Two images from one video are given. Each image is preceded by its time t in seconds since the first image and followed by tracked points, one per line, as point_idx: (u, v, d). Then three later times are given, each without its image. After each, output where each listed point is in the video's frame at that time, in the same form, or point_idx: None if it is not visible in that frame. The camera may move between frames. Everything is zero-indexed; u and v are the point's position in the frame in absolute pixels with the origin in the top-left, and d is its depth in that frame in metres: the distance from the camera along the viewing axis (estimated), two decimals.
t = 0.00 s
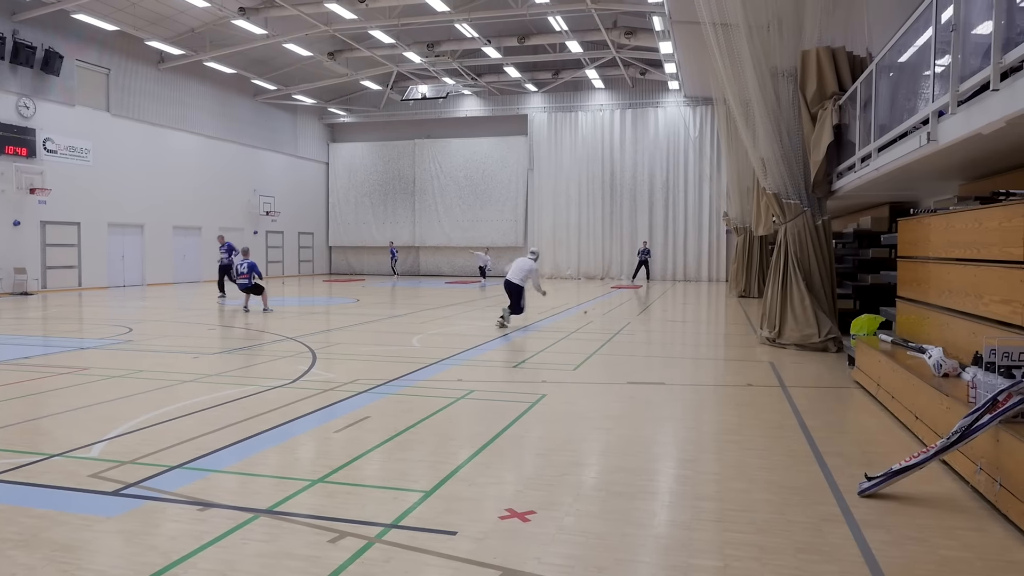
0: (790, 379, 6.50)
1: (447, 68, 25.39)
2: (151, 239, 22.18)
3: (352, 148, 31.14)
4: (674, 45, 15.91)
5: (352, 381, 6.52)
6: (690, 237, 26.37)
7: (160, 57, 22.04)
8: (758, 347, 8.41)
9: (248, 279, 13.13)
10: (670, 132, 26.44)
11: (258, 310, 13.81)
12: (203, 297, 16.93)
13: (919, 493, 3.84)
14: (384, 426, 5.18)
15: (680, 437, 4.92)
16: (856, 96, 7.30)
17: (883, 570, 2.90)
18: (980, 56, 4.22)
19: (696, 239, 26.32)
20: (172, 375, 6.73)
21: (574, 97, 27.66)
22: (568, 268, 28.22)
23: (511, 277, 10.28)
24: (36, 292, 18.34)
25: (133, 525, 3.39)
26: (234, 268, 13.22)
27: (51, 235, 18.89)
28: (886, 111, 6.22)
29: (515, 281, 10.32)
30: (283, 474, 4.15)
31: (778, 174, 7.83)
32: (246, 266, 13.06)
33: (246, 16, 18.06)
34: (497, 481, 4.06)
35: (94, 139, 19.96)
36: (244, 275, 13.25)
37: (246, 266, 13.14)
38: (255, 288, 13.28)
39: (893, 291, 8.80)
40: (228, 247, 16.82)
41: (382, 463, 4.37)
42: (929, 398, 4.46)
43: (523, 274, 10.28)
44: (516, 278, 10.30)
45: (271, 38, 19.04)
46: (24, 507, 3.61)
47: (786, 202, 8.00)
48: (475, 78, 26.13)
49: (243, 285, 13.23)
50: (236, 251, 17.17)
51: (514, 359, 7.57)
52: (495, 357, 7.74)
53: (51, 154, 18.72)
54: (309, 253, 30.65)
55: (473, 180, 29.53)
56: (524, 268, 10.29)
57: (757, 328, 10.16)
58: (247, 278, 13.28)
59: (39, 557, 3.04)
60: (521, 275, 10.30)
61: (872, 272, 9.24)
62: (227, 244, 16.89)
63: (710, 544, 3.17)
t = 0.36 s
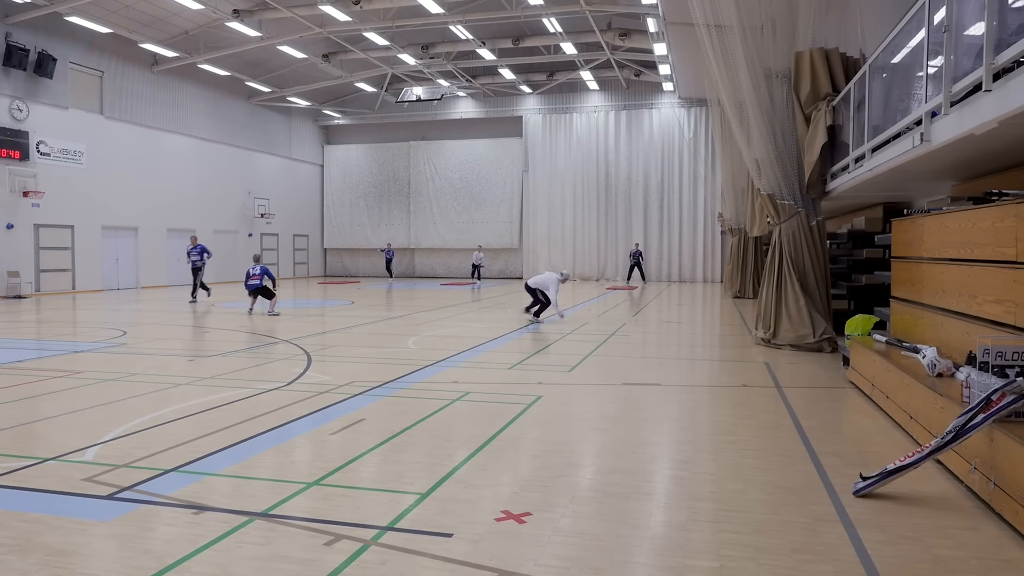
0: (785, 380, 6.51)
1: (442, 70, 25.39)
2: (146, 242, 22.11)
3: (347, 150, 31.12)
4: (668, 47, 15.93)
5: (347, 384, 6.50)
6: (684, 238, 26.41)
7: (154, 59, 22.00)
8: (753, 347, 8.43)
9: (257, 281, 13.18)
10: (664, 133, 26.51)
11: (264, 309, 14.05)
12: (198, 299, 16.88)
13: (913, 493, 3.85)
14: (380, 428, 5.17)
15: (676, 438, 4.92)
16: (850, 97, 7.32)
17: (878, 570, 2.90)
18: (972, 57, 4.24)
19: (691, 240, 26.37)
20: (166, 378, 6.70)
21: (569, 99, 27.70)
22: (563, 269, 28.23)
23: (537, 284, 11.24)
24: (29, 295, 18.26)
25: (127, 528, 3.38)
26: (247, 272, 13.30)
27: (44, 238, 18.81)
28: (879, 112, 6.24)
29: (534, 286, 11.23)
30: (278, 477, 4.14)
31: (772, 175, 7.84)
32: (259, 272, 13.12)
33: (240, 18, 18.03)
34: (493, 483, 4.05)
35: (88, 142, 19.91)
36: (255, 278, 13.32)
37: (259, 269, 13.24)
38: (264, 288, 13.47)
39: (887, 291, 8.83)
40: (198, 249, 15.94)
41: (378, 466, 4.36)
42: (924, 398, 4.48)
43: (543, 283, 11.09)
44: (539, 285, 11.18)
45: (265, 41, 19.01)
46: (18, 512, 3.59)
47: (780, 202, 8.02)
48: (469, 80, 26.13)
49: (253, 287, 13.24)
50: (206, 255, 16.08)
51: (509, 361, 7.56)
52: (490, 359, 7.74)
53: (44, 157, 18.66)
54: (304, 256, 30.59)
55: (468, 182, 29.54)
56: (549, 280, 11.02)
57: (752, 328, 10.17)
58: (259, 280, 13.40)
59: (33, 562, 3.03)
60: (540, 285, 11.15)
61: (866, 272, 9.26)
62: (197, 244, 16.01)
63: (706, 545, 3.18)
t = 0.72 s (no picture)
0: (782, 380, 6.52)
1: (439, 69, 25.35)
2: (142, 240, 22.06)
3: (344, 149, 31.09)
4: (665, 46, 15.93)
5: (343, 383, 6.50)
6: (681, 238, 26.45)
7: (151, 58, 21.96)
8: (749, 347, 8.44)
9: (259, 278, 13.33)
10: (662, 133, 26.54)
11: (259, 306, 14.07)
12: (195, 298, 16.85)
13: (908, 492, 3.87)
14: (376, 428, 5.17)
15: (672, 437, 4.94)
16: (847, 97, 7.33)
17: (874, 570, 2.91)
18: (968, 58, 4.25)
19: (687, 240, 26.42)
20: (162, 377, 6.69)
21: (566, 98, 27.69)
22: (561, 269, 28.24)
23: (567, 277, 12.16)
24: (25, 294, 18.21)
25: (123, 528, 3.38)
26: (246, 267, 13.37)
27: (40, 236, 18.76)
28: (876, 112, 6.25)
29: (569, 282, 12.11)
30: (274, 477, 4.13)
31: (769, 175, 7.85)
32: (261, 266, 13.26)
33: (237, 16, 18.00)
34: (490, 483, 4.05)
35: (84, 140, 19.86)
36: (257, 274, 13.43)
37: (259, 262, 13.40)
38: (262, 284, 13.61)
39: (884, 292, 8.85)
40: (166, 247, 15.03)
41: (374, 465, 4.36)
42: (919, 398, 4.49)
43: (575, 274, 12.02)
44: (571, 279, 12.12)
45: (263, 39, 18.96)
46: (13, 511, 3.59)
47: (777, 202, 8.02)
48: (467, 79, 26.11)
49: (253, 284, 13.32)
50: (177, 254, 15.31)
51: (506, 361, 7.56)
52: (488, 358, 7.75)
53: (41, 155, 18.60)
54: (301, 255, 30.56)
55: (465, 181, 29.53)
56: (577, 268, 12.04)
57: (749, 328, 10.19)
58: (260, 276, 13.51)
59: (27, 561, 3.02)
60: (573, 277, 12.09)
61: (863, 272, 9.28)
62: (165, 242, 15.13)
63: (703, 545, 3.18)
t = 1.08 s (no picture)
0: (780, 384, 6.53)
1: (440, 71, 25.37)
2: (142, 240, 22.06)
3: (344, 150, 31.11)
4: (666, 50, 15.95)
5: (342, 384, 6.50)
6: (681, 242, 26.45)
7: (152, 58, 21.99)
8: (749, 351, 8.44)
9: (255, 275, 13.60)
10: (662, 136, 26.56)
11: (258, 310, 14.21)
12: (195, 299, 16.86)
13: (906, 498, 3.87)
14: (375, 429, 5.17)
15: (671, 441, 4.94)
16: (847, 102, 7.34)
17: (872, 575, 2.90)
18: (968, 64, 4.26)
19: (687, 244, 26.43)
20: (161, 378, 6.68)
21: (567, 101, 27.72)
22: (560, 272, 28.26)
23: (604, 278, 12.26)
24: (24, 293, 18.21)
25: (121, 528, 3.37)
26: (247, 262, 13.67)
27: (40, 236, 18.76)
28: (876, 117, 6.26)
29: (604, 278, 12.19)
30: (272, 478, 4.13)
31: (769, 180, 7.86)
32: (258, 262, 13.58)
33: (238, 17, 18.04)
34: (488, 485, 4.05)
35: (85, 140, 19.88)
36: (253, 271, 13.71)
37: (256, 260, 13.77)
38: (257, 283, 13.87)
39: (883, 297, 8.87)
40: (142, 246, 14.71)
41: (373, 467, 4.36)
42: (918, 403, 4.49)
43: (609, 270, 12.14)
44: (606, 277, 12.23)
45: (264, 40, 18.99)
46: (11, 510, 3.59)
47: (777, 207, 8.03)
48: (467, 82, 26.15)
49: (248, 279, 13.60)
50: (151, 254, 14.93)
51: (505, 363, 7.56)
52: (487, 360, 7.75)
53: (41, 155, 18.61)
54: (301, 256, 30.57)
55: (466, 184, 29.54)
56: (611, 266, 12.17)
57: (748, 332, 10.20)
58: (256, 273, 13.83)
59: (24, 562, 3.01)
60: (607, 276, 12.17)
61: (862, 277, 9.28)
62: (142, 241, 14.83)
63: (701, 549, 3.18)
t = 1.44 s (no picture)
0: (782, 382, 6.53)
1: (441, 69, 25.35)
2: (143, 239, 22.09)
3: (345, 149, 31.09)
4: (667, 48, 15.92)
5: (344, 383, 6.50)
6: (682, 240, 26.43)
7: (152, 56, 21.98)
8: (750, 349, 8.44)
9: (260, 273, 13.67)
10: (663, 135, 26.52)
11: (260, 305, 14.25)
12: (197, 298, 16.88)
13: (908, 496, 3.87)
14: (377, 428, 5.17)
15: (672, 439, 4.94)
16: (849, 100, 7.33)
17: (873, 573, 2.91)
18: (970, 61, 4.25)
19: (688, 242, 26.41)
20: (162, 376, 6.68)
21: (568, 99, 27.68)
22: (561, 270, 28.27)
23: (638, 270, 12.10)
24: (26, 292, 18.23)
25: (123, 526, 3.38)
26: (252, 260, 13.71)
27: (41, 234, 18.77)
28: (878, 115, 6.25)
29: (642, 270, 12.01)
30: (274, 476, 4.13)
31: (770, 178, 7.85)
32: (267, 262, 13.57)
33: (239, 15, 18.01)
34: (490, 483, 4.06)
35: (86, 138, 19.88)
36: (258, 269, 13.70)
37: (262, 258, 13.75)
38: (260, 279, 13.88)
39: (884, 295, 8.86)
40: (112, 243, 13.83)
41: (374, 465, 4.36)
42: (919, 401, 4.49)
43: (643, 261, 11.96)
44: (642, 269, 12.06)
45: (264, 39, 18.96)
46: (14, 509, 3.59)
47: (778, 205, 8.02)
48: (469, 80, 26.13)
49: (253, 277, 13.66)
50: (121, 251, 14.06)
51: (506, 361, 7.56)
52: (489, 358, 7.75)
53: (42, 154, 18.62)
54: (302, 254, 30.59)
55: (467, 182, 29.52)
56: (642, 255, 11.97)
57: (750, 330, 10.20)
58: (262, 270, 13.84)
59: (27, 560, 3.02)
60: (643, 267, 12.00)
61: (864, 275, 9.28)
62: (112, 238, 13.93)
63: (702, 547, 3.18)
